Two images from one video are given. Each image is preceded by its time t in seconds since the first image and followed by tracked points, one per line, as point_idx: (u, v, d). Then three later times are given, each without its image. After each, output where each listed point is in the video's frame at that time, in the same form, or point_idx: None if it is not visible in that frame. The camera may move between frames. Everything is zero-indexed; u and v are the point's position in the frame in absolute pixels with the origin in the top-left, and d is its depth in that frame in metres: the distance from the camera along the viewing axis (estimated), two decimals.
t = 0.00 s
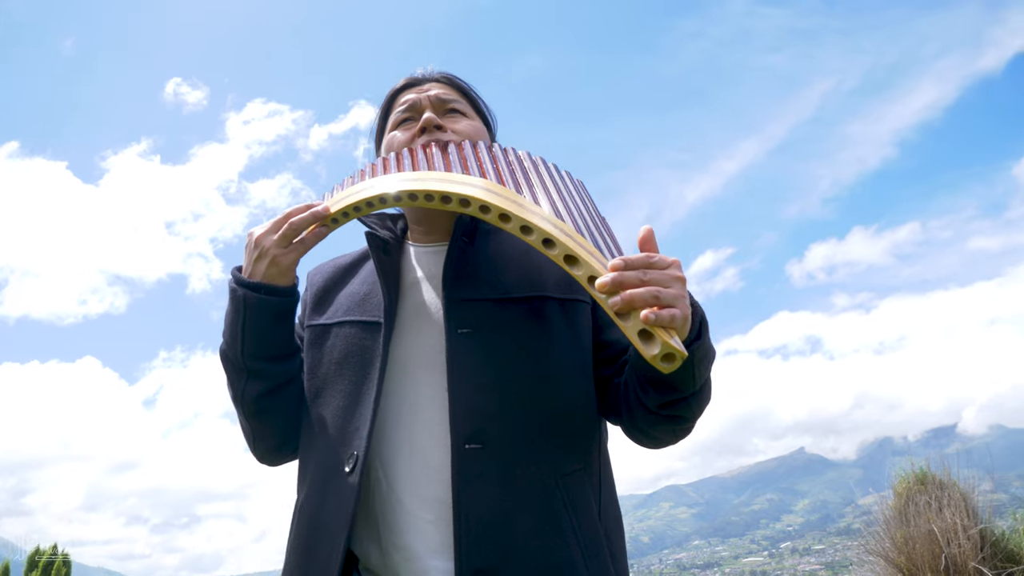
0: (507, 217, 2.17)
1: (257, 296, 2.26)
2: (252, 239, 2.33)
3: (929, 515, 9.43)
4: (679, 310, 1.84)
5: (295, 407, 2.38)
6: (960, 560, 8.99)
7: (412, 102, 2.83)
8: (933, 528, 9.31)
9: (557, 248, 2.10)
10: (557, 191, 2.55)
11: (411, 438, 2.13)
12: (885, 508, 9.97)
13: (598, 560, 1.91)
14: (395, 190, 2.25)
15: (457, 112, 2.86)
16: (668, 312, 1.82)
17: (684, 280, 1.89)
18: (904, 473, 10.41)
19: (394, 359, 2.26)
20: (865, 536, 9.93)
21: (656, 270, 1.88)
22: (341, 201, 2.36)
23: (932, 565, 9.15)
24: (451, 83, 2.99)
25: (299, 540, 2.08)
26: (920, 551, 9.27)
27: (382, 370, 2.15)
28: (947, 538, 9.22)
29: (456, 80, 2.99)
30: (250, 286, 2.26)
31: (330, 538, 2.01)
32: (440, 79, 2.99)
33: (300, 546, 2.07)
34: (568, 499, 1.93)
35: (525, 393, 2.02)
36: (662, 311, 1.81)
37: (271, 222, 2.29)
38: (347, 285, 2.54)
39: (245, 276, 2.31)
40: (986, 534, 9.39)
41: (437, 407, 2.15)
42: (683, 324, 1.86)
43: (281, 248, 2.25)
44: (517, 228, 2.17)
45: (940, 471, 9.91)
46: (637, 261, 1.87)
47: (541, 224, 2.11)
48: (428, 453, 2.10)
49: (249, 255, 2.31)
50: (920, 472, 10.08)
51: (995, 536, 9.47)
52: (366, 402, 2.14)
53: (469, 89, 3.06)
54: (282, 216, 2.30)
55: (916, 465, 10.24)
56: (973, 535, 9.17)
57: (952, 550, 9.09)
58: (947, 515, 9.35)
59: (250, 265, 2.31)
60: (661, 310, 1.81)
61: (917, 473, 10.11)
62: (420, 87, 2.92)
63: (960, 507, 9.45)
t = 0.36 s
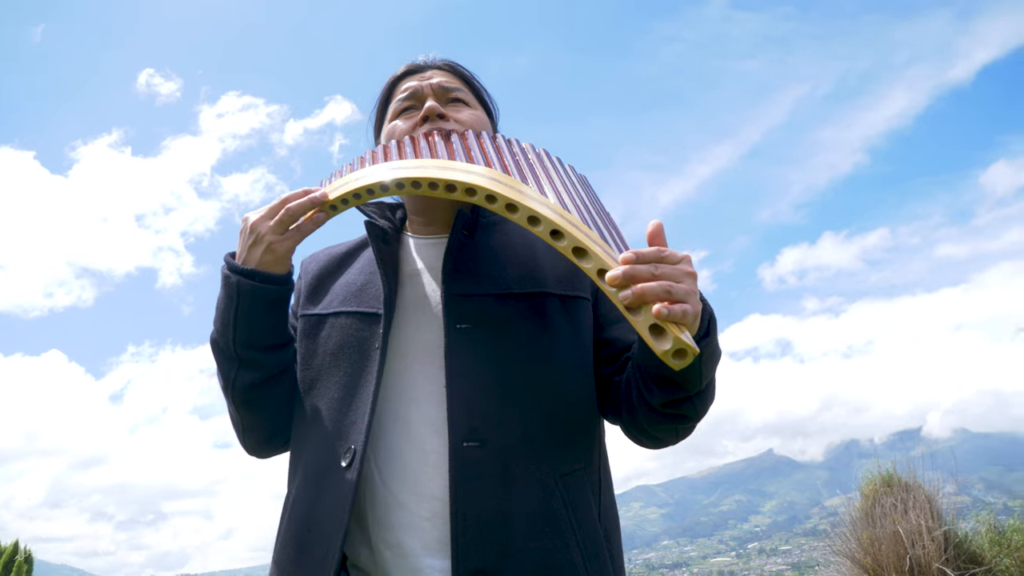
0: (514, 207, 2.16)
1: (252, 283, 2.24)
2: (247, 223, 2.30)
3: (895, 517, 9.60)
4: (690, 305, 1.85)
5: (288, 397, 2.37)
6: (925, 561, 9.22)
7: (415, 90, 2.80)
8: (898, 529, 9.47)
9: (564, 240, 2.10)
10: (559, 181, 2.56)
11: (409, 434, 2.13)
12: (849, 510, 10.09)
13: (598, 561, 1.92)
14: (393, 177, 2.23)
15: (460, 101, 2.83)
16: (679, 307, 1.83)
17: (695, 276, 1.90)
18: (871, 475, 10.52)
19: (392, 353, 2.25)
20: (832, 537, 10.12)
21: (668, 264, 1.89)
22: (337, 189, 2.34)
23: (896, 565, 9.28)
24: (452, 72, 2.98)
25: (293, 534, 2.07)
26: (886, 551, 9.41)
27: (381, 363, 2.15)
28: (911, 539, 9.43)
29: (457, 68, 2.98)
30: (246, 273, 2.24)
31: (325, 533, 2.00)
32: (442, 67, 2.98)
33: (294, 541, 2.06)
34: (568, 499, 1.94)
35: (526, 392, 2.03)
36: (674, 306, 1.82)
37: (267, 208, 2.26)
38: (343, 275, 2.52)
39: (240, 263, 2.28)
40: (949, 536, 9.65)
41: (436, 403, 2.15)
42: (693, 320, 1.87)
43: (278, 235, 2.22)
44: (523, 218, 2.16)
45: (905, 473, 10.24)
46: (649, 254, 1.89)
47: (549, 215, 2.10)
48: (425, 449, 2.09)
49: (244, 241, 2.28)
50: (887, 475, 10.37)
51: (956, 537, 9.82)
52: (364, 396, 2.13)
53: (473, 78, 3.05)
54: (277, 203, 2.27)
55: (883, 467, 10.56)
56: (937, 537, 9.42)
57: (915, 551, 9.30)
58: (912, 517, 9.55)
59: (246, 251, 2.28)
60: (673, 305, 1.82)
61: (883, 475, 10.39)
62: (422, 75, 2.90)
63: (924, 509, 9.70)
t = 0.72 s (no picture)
0: (529, 174, 2.24)
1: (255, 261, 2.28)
2: (254, 203, 2.37)
3: (884, 517, 9.94)
4: (709, 258, 2.01)
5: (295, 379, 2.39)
6: (914, 561, 9.71)
7: (436, 76, 2.73)
8: (887, 530, 9.86)
9: (580, 202, 2.19)
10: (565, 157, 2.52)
11: (423, 417, 2.23)
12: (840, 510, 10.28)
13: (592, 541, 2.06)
14: (402, 152, 2.26)
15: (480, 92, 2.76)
16: (699, 259, 2.00)
17: (711, 237, 2.11)
18: (860, 475, 10.75)
19: (400, 334, 2.31)
20: (820, 537, 10.02)
21: (685, 223, 2.08)
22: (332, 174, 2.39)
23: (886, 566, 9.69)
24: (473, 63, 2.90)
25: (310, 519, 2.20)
26: (876, 552, 9.77)
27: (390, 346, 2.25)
28: (901, 540, 9.88)
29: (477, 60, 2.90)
30: (248, 250, 2.27)
31: (339, 512, 2.13)
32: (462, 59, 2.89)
33: (307, 518, 2.19)
34: (566, 480, 2.07)
35: (545, 372, 2.07)
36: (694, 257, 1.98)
37: (267, 183, 2.34)
38: (350, 258, 2.53)
39: (245, 241, 2.32)
40: (938, 535, 10.05)
41: (442, 383, 2.25)
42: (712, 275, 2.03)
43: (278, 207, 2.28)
44: (539, 184, 2.24)
45: (894, 473, 10.50)
46: (667, 215, 2.07)
47: (564, 181, 2.21)
48: (429, 428, 2.21)
49: (250, 219, 2.33)
50: (875, 476, 10.68)
51: (943, 539, 10.19)
52: (373, 375, 2.24)
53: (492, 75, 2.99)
54: (275, 174, 2.33)
55: (873, 469, 10.78)
56: (926, 537, 9.89)
57: (905, 551, 9.76)
58: (901, 518, 9.97)
59: (251, 230, 2.33)
60: (694, 257, 1.99)
61: (873, 477, 10.71)
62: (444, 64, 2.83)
63: (912, 509, 10.12)
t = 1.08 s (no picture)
0: (533, 180, 2.25)
1: (256, 263, 2.34)
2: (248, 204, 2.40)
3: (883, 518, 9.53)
4: (716, 272, 2.27)
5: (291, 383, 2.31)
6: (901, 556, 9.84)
7: (448, 69, 2.57)
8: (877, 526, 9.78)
9: (586, 211, 2.25)
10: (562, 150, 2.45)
11: (426, 422, 2.33)
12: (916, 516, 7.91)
13: (577, 528, 2.32)
14: (400, 153, 2.22)
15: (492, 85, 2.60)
16: (707, 273, 2.25)
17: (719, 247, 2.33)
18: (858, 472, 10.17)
19: (403, 339, 2.40)
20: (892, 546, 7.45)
21: (695, 237, 2.30)
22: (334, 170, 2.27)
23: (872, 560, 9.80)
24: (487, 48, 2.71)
25: (311, 522, 2.28)
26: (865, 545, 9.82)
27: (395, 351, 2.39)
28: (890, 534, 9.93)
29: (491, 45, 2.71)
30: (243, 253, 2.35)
31: (347, 507, 2.27)
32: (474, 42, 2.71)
33: (311, 515, 2.28)
34: (556, 470, 2.35)
35: (544, 371, 2.40)
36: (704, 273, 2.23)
37: (265, 187, 2.36)
38: (351, 255, 2.44)
39: (239, 242, 2.37)
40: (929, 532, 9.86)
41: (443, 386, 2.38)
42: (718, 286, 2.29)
43: (275, 212, 2.32)
44: (543, 190, 2.26)
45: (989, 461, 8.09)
46: (675, 225, 2.28)
47: (568, 186, 2.23)
48: (432, 428, 2.33)
49: (245, 221, 2.38)
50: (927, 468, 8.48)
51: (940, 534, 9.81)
52: (378, 378, 2.36)
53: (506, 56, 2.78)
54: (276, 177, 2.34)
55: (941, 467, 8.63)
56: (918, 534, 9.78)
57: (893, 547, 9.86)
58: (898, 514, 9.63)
59: (245, 232, 2.37)
60: (704, 272, 2.24)
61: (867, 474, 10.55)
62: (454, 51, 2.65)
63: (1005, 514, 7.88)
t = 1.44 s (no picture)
0: (551, 180, 2.43)
1: (270, 257, 2.35)
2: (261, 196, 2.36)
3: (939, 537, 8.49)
4: (733, 279, 2.48)
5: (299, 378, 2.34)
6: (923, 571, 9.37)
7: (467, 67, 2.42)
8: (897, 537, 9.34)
9: (601, 210, 2.44)
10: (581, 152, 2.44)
11: (426, 418, 2.39)
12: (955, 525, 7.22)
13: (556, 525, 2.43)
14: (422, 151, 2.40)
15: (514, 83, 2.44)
16: (723, 281, 2.47)
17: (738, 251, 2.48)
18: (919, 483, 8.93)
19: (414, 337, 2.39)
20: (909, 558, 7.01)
21: (714, 243, 2.47)
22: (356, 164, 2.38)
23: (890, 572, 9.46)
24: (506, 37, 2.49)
25: (299, 513, 2.36)
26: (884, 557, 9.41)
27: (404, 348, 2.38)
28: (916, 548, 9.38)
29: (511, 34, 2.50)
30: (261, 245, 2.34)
31: (338, 500, 2.36)
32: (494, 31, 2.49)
33: (304, 505, 2.35)
34: (544, 470, 2.44)
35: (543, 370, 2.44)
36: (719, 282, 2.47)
37: (281, 179, 2.36)
38: (365, 254, 2.39)
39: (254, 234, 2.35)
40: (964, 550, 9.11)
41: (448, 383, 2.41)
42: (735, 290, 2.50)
43: (293, 206, 2.35)
44: (558, 190, 2.44)
45: None
46: (694, 231, 2.46)
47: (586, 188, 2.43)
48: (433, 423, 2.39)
49: (259, 212, 2.35)
50: None
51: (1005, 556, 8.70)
52: (386, 373, 2.37)
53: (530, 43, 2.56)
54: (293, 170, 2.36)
55: None
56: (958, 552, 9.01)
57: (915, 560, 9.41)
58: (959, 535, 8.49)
59: (259, 223, 2.35)
60: (720, 280, 2.47)
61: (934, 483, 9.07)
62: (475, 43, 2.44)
63: None
